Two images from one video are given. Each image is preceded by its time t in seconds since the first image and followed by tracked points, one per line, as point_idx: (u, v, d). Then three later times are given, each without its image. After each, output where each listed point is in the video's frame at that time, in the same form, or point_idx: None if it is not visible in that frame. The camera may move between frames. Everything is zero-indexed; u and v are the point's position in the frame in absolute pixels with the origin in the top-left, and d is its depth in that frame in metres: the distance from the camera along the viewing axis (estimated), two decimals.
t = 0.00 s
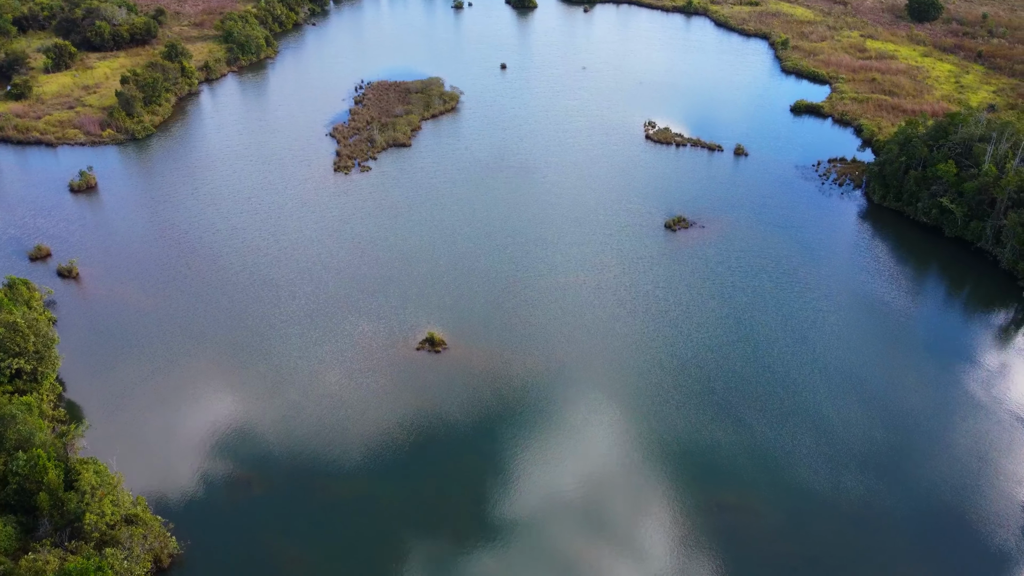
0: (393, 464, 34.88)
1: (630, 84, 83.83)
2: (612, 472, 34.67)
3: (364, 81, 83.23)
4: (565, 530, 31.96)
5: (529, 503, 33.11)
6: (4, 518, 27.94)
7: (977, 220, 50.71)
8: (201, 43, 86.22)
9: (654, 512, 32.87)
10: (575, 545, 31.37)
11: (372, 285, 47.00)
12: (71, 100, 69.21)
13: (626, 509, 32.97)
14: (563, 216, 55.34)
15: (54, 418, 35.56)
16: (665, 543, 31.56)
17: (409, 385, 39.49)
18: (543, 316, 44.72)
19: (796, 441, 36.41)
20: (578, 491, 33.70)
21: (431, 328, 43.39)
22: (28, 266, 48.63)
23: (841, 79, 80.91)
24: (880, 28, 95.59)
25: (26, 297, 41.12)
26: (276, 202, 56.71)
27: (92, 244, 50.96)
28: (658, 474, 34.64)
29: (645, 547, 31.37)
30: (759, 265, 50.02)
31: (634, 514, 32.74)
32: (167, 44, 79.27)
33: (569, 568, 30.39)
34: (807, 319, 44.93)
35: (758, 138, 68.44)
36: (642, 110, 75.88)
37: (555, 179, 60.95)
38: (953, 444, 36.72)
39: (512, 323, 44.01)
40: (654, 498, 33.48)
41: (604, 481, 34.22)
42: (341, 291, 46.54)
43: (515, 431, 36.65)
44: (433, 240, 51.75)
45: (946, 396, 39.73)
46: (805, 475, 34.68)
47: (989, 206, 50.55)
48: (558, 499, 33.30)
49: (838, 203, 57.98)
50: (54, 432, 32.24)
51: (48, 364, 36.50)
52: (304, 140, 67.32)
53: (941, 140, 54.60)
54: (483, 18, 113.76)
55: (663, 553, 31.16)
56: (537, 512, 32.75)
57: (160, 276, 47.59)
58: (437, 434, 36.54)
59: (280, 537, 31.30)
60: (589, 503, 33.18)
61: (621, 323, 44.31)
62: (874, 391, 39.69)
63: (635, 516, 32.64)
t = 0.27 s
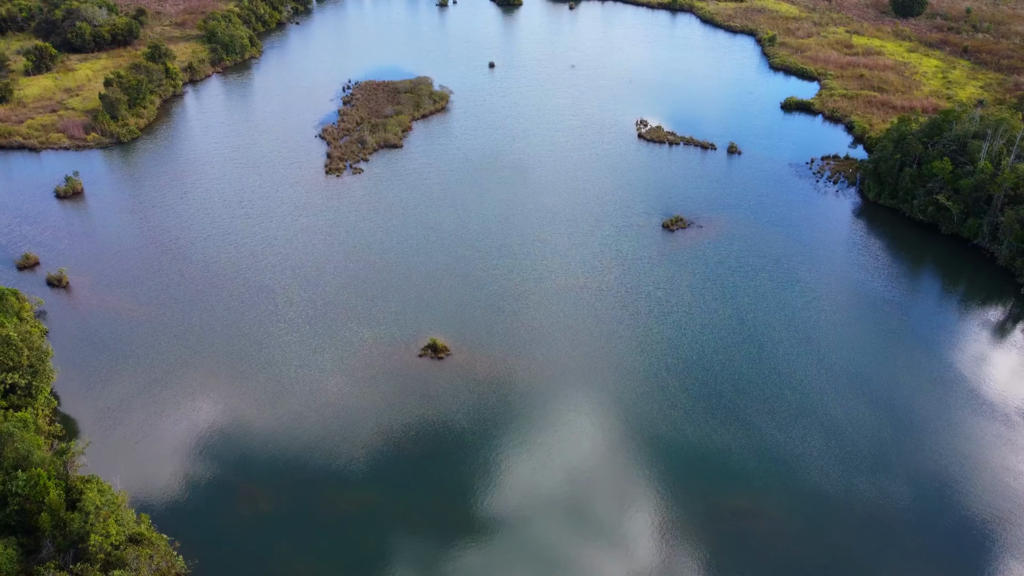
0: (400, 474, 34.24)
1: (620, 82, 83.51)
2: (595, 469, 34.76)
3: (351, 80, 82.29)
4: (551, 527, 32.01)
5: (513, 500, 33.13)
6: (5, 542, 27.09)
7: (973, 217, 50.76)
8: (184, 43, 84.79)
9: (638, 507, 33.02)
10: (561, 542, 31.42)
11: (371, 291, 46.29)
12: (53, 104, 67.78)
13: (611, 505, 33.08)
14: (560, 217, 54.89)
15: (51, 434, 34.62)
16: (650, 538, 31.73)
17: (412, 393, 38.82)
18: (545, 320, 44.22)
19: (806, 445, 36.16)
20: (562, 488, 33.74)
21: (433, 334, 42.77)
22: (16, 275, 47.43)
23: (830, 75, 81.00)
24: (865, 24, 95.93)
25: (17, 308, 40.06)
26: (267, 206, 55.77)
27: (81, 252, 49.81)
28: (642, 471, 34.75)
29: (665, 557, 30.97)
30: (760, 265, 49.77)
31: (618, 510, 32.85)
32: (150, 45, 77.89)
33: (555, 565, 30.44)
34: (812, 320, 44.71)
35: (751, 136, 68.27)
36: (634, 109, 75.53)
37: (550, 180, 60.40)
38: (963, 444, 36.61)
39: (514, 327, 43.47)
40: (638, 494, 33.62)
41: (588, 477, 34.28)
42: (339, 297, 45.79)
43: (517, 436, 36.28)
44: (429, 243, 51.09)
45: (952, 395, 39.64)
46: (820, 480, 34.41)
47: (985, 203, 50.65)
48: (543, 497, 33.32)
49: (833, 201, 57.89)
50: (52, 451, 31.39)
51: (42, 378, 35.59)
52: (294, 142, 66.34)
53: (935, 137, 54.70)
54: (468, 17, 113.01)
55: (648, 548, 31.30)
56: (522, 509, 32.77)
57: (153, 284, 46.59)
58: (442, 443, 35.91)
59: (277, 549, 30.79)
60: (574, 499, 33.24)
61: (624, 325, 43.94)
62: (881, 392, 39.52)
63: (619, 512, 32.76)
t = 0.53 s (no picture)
0: (411, 487, 33.56)
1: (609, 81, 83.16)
2: (579, 464, 34.86)
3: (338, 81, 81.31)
4: (538, 524, 32.06)
5: (500, 499, 33.18)
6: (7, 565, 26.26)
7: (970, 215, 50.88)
8: (166, 44, 83.40)
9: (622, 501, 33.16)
10: (549, 539, 31.46)
11: (369, 297, 45.57)
12: (35, 108, 66.38)
13: (596, 500, 33.18)
14: (556, 219, 54.43)
15: (47, 450, 33.71)
16: (634, 532, 31.88)
17: (417, 401, 38.17)
18: (548, 324, 43.69)
19: (818, 448, 35.91)
20: (547, 485, 33.82)
21: (435, 341, 42.14)
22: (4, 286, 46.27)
23: (818, 72, 81.11)
24: (851, 21, 96.29)
25: (8, 320, 39.04)
26: (259, 211, 54.84)
27: (70, 261, 48.68)
28: (627, 466, 34.86)
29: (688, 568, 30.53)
30: (760, 264, 49.50)
31: (603, 505, 32.96)
32: (133, 46, 76.49)
33: (542, 562, 30.50)
34: (819, 321, 44.43)
35: (743, 134, 68.13)
36: (624, 108, 75.20)
37: (544, 180, 59.91)
38: (974, 445, 36.50)
39: (517, 332, 42.91)
40: (622, 489, 33.73)
41: (574, 474, 34.36)
42: (338, 304, 45.04)
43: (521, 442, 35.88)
44: (426, 247, 50.47)
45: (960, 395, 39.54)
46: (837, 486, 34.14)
47: (982, 200, 50.76)
48: (528, 494, 33.39)
49: (828, 199, 57.83)
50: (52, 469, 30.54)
51: (38, 393, 34.68)
52: (282, 144, 65.38)
53: (930, 134, 54.78)
54: (453, 16, 112.29)
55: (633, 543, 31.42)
56: (509, 507, 32.82)
57: (146, 293, 45.60)
58: (452, 454, 35.18)
59: (276, 562, 30.22)
60: (559, 496, 33.32)
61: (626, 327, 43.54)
62: (889, 393, 39.35)
63: (604, 507, 32.87)
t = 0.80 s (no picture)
0: (420, 501, 33.00)
1: (599, 79, 82.80)
2: (563, 460, 35.06)
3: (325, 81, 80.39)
4: (525, 521, 32.22)
5: (486, 497, 33.32)
6: None
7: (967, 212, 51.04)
8: (149, 45, 82.02)
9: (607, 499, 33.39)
10: (535, 535, 31.65)
11: (368, 304, 44.95)
12: (17, 112, 65.00)
13: (581, 496, 33.40)
14: (553, 220, 53.99)
15: (44, 468, 32.88)
16: (618, 526, 32.13)
17: (422, 411, 37.60)
18: (550, 328, 43.21)
19: (828, 451, 35.74)
20: (531, 482, 34.01)
21: (437, 347, 41.62)
22: None
23: (807, 70, 81.23)
24: (836, 17, 96.62)
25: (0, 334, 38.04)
26: (251, 216, 53.96)
27: (59, 271, 47.61)
28: (614, 462, 35.04)
29: (685, 567, 30.56)
30: (760, 264, 49.32)
31: (587, 501, 33.18)
32: (116, 48, 75.16)
33: (529, 558, 30.70)
34: (823, 320, 44.20)
35: (736, 133, 68.03)
36: (615, 107, 74.86)
37: (538, 181, 59.46)
38: (984, 443, 36.38)
39: (519, 337, 42.45)
40: (607, 485, 33.97)
41: (560, 472, 34.53)
42: (336, 312, 44.37)
43: (529, 451, 35.44)
44: (423, 252, 49.88)
45: (965, 392, 39.42)
46: (851, 490, 33.92)
47: (978, 198, 50.88)
48: (512, 491, 33.57)
49: (824, 197, 57.83)
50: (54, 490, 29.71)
51: (34, 409, 33.78)
52: (271, 147, 64.44)
53: (924, 133, 54.97)
54: (438, 15, 111.53)
55: (619, 537, 31.67)
56: (493, 504, 32.99)
57: (139, 303, 44.70)
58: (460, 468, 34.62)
59: (263, 564, 30.13)
60: (545, 494, 33.49)
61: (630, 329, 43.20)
62: (895, 392, 39.19)
63: (589, 504, 33.08)
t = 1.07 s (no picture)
0: (431, 516, 32.58)
1: (588, 78, 82.46)
2: (548, 456, 35.35)
3: (312, 82, 79.49)
4: (511, 519, 32.44)
5: (473, 495, 33.50)
6: None
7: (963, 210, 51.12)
8: (132, 47, 80.65)
9: (592, 493, 33.65)
10: (521, 532, 31.90)
11: (368, 311, 44.39)
12: None
13: (567, 492, 33.68)
14: (550, 223, 53.62)
15: (44, 488, 32.11)
16: (601, 520, 32.45)
17: (429, 421, 37.09)
18: (554, 332, 42.78)
19: (834, 452, 35.70)
20: (516, 479, 34.28)
21: (440, 355, 41.13)
22: None
23: (796, 67, 81.32)
24: (822, 14, 96.91)
25: None
26: (244, 223, 53.15)
27: (50, 282, 46.60)
28: (600, 457, 35.31)
29: (670, 559, 30.91)
30: (761, 264, 49.18)
31: (571, 496, 33.51)
32: (98, 51, 73.83)
33: (515, 554, 30.96)
34: (827, 320, 44.09)
35: (728, 131, 67.95)
36: (606, 106, 74.55)
37: (533, 183, 59.04)
38: (992, 442, 36.39)
39: (522, 342, 42.01)
40: (592, 480, 34.21)
41: (546, 469, 34.74)
42: (336, 321, 43.76)
43: (541, 461, 35.10)
44: (421, 257, 49.35)
45: (971, 391, 39.44)
46: (865, 493, 33.77)
47: (974, 196, 51.01)
48: (497, 488, 33.82)
49: (819, 196, 57.86)
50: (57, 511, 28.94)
51: (31, 427, 32.95)
52: (261, 150, 63.55)
53: (919, 130, 54.81)
54: (423, 14, 110.74)
55: (603, 531, 31.97)
56: (478, 501, 33.24)
57: (134, 314, 43.86)
58: (471, 480, 34.19)
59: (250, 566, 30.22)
60: (532, 492, 33.70)
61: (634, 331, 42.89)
62: (902, 392, 39.13)
63: (574, 499, 33.35)
